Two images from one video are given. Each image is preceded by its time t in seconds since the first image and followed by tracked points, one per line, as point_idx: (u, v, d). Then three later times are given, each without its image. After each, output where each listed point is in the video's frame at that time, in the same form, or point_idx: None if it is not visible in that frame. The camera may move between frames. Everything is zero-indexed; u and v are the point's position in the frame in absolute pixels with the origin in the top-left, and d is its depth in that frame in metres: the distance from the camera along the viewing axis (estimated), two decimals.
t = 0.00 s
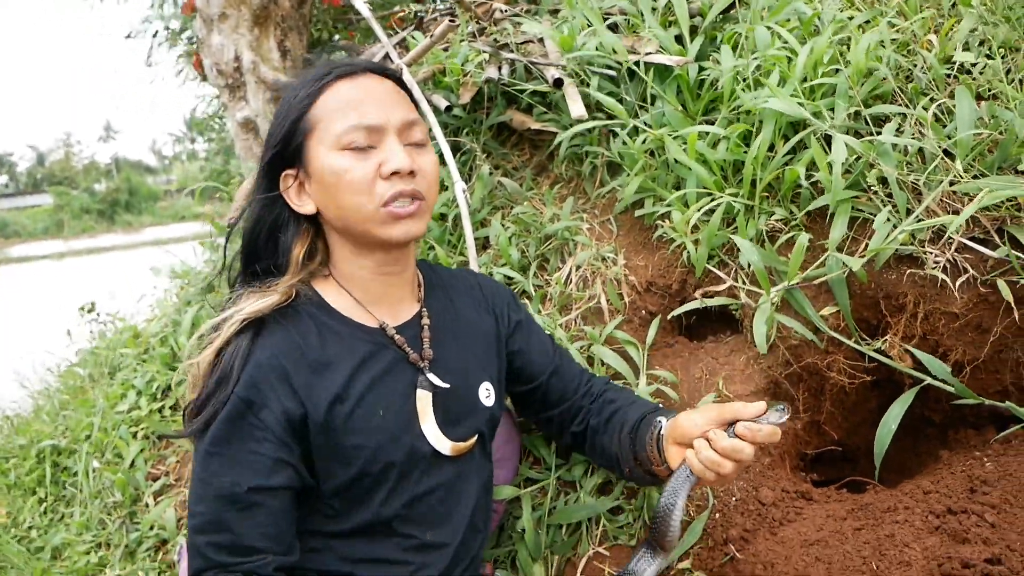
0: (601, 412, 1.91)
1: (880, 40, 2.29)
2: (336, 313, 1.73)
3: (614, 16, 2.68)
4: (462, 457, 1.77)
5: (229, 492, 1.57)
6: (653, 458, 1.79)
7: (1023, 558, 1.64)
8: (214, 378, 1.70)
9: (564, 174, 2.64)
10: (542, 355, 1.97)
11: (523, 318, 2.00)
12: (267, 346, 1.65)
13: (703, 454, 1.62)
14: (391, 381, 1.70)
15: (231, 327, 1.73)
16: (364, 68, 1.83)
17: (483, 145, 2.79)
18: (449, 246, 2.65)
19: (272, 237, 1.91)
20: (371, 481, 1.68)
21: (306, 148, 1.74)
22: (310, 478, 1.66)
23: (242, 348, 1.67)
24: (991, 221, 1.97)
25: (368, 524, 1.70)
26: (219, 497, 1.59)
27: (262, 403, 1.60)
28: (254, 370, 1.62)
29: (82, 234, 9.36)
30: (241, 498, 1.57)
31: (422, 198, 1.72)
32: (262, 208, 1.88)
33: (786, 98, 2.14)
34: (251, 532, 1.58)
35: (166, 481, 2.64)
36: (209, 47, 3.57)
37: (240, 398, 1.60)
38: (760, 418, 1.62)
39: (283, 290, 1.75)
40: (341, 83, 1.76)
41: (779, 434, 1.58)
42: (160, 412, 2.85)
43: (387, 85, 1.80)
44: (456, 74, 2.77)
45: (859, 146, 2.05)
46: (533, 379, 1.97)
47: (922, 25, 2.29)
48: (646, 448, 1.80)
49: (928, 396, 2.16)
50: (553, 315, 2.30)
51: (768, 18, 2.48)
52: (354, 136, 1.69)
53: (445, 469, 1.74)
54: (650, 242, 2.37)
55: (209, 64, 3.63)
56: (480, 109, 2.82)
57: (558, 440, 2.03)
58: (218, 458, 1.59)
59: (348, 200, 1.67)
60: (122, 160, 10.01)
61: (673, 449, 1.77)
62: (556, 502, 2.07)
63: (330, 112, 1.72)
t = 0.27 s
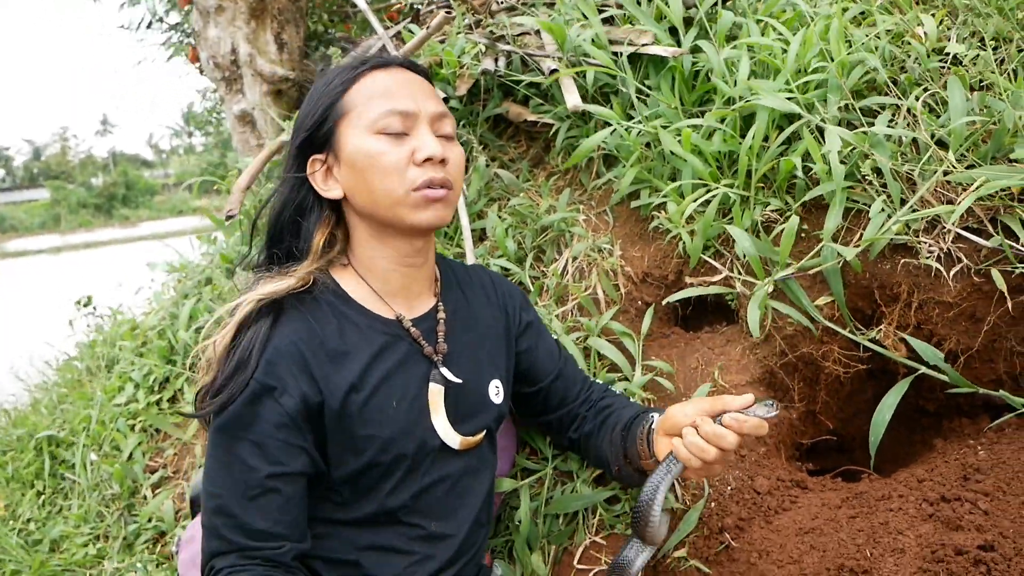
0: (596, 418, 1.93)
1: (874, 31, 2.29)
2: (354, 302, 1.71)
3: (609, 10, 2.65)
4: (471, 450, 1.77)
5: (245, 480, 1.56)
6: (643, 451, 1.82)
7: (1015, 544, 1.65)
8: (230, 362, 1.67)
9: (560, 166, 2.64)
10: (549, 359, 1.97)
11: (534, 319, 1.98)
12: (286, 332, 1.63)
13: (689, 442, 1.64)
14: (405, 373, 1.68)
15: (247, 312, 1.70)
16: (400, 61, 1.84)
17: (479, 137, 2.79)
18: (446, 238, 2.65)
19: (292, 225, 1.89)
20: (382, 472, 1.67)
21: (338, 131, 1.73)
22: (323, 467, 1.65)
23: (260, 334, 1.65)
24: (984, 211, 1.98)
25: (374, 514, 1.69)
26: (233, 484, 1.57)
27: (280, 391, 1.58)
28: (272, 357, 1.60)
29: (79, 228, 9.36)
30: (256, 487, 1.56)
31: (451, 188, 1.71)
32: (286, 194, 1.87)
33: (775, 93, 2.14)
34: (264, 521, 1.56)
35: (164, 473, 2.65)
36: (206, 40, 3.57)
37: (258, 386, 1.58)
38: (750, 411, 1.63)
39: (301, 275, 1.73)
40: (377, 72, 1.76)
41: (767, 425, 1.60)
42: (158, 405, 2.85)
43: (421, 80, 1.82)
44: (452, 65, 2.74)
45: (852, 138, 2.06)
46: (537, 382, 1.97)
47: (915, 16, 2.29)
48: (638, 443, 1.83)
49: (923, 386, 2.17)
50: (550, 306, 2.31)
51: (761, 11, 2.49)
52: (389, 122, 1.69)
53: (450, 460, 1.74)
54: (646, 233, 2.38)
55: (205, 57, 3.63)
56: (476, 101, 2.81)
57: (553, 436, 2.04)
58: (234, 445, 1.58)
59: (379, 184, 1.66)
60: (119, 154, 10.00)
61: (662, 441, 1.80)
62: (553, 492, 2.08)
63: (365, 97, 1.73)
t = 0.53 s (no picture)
0: (578, 405, 1.92)
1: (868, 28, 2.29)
2: (354, 299, 1.69)
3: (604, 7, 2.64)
4: (469, 446, 1.76)
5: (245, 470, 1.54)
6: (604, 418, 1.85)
7: (1006, 541, 1.66)
8: (230, 353, 1.65)
9: (554, 163, 2.64)
10: (540, 353, 1.96)
11: (526, 315, 1.97)
12: (287, 326, 1.62)
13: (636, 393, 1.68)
14: (404, 370, 1.67)
15: (247, 307, 1.70)
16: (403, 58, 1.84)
17: (473, 134, 2.78)
18: (440, 234, 2.65)
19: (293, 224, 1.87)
20: (381, 468, 1.66)
21: (343, 123, 1.72)
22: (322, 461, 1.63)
23: (262, 326, 1.63)
24: (976, 208, 1.99)
25: (365, 511, 1.69)
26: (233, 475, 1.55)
27: (283, 382, 1.56)
28: (275, 349, 1.59)
29: (74, 224, 9.33)
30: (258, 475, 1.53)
31: (456, 180, 1.70)
32: (285, 191, 1.85)
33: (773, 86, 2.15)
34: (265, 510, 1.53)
35: (157, 470, 2.65)
36: (201, 36, 3.56)
37: (261, 376, 1.56)
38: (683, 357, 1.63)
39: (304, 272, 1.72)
40: (382, 67, 1.76)
41: (701, 368, 1.61)
42: (151, 401, 2.85)
43: (424, 76, 1.82)
44: (446, 62, 2.74)
45: (845, 134, 2.06)
46: (527, 377, 1.96)
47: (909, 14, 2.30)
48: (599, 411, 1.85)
49: (916, 383, 2.17)
50: (543, 302, 2.31)
51: (755, 8, 2.49)
52: (394, 113, 1.68)
53: (449, 458, 1.72)
54: (640, 230, 2.38)
55: (199, 53, 3.62)
56: (471, 98, 2.80)
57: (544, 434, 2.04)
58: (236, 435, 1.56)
59: (386, 174, 1.64)
60: (113, 150, 9.97)
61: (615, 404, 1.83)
62: (547, 490, 2.08)
63: (371, 90, 1.72)
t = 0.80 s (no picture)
0: (561, 399, 1.90)
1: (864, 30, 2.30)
2: (339, 299, 1.67)
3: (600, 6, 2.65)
4: (456, 445, 1.77)
5: (274, 469, 1.45)
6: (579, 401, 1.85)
7: (999, 543, 1.66)
8: (222, 361, 1.56)
9: (550, 164, 2.64)
10: (520, 350, 1.95)
11: (506, 312, 1.98)
12: (281, 329, 1.58)
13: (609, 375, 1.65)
14: (393, 370, 1.66)
15: (230, 317, 1.62)
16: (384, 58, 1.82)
17: (469, 134, 2.78)
18: (435, 234, 2.65)
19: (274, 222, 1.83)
20: (371, 470, 1.65)
21: (327, 119, 1.67)
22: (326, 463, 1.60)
23: (255, 330, 1.57)
24: (970, 211, 1.99)
25: (355, 513, 1.68)
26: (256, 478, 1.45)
27: (292, 381, 1.52)
28: (275, 352, 1.54)
29: (69, 222, 9.31)
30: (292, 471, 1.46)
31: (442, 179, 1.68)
32: (266, 188, 1.80)
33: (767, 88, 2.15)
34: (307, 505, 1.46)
35: (151, 469, 2.64)
36: (196, 34, 3.55)
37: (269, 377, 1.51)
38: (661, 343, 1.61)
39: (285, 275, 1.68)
40: (367, 64, 1.73)
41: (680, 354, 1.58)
42: (145, 401, 2.84)
43: (410, 74, 1.79)
44: (442, 62, 2.74)
45: (843, 135, 2.05)
46: (508, 375, 1.96)
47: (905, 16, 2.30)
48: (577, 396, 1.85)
49: (909, 384, 2.18)
50: (538, 303, 2.32)
51: (751, 9, 2.49)
52: (381, 110, 1.65)
53: (437, 457, 1.72)
54: (635, 231, 2.38)
55: (195, 51, 3.61)
56: (466, 98, 2.80)
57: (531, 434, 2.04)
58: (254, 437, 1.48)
59: (372, 173, 1.61)
60: (108, 147, 9.94)
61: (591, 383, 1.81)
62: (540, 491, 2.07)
63: (356, 87, 1.69)
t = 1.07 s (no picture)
0: (553, 400, 1.92)
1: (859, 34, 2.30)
2: (327, 307, 1.64)
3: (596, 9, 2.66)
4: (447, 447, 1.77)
5: (281, 489, 1.46)
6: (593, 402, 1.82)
7: (993, 545, 1.67)
8: (214, 382, 1.54)
9: (546, 166, 2.64)
10: (506, 349, 1.95)
11: (492, 312, 1.98)
12: (272, 343, 1.56)
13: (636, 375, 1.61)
14: (383, 376, 1.64)
15: (220, 335, 1.58)
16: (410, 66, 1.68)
17: (465, 136, 2.78)
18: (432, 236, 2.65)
19: (269, 218, 1.75)
20: (366, 477, 1.64)
21: (341, 132, 1.57)
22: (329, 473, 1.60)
23: (244, 348, 1.54)
24: (965, 214, 2.00)
25: (353, 519, 1.68)
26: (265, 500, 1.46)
27: (288, 397, 1.51)
28: (268, 368, 1.52)
29: (65, 223, 9.30)
30: (300, 489, 1.47)
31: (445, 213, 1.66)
32: (260, 182, 1.71)
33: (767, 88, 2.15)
34: (318, 523, 1.48)
35: (146, 471, 2.63)
36: (193, 35, 3.55)
37: (265, 397, 1.49)
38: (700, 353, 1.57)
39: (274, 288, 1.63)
40: (395, 77, 1.61)
41: (715, 367, 1.55)
42: (140, 402, 2.83)
43: (434, 89, 1.69)
44: (438, 64, 2.72)
45: (837, 139, 2.07)
46: (495, 375, 1.95)
47: (901, 20, 2.30)
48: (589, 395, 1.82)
49: (904, 387, 2.18)
50: (534, 306, 2.32)
51: (748, 12, 2.49)
52: (402, 138, 1.56)
53: (427, 460, 1.71)
54: (631, 233, 2.38)
55: (193, 51, 3.61)
56: (463, 100, 2.81)
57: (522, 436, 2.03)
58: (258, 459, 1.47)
59: (380, 200, 1.56)
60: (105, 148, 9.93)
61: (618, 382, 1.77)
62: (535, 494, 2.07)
63: (379, 104, 1.58)
